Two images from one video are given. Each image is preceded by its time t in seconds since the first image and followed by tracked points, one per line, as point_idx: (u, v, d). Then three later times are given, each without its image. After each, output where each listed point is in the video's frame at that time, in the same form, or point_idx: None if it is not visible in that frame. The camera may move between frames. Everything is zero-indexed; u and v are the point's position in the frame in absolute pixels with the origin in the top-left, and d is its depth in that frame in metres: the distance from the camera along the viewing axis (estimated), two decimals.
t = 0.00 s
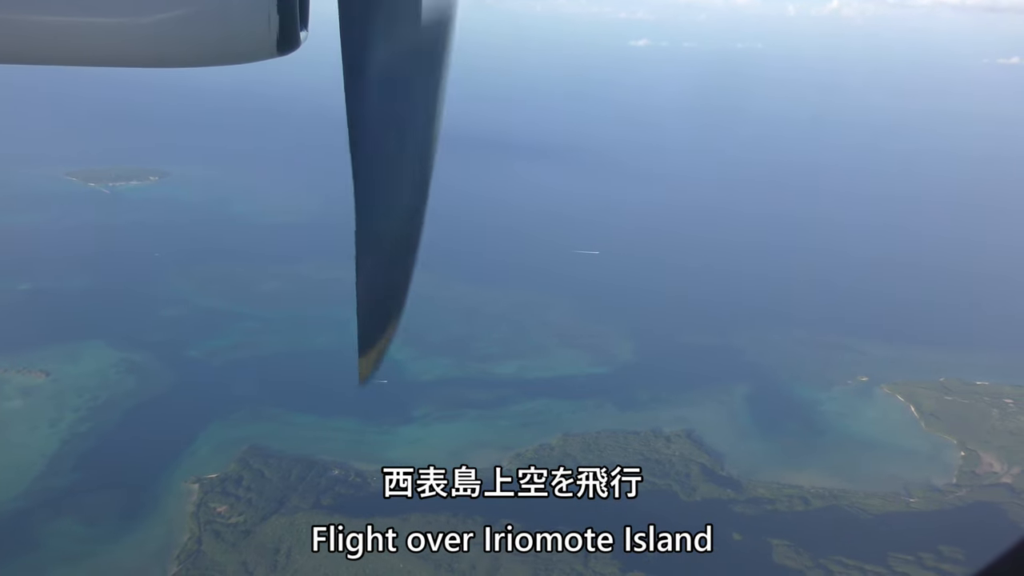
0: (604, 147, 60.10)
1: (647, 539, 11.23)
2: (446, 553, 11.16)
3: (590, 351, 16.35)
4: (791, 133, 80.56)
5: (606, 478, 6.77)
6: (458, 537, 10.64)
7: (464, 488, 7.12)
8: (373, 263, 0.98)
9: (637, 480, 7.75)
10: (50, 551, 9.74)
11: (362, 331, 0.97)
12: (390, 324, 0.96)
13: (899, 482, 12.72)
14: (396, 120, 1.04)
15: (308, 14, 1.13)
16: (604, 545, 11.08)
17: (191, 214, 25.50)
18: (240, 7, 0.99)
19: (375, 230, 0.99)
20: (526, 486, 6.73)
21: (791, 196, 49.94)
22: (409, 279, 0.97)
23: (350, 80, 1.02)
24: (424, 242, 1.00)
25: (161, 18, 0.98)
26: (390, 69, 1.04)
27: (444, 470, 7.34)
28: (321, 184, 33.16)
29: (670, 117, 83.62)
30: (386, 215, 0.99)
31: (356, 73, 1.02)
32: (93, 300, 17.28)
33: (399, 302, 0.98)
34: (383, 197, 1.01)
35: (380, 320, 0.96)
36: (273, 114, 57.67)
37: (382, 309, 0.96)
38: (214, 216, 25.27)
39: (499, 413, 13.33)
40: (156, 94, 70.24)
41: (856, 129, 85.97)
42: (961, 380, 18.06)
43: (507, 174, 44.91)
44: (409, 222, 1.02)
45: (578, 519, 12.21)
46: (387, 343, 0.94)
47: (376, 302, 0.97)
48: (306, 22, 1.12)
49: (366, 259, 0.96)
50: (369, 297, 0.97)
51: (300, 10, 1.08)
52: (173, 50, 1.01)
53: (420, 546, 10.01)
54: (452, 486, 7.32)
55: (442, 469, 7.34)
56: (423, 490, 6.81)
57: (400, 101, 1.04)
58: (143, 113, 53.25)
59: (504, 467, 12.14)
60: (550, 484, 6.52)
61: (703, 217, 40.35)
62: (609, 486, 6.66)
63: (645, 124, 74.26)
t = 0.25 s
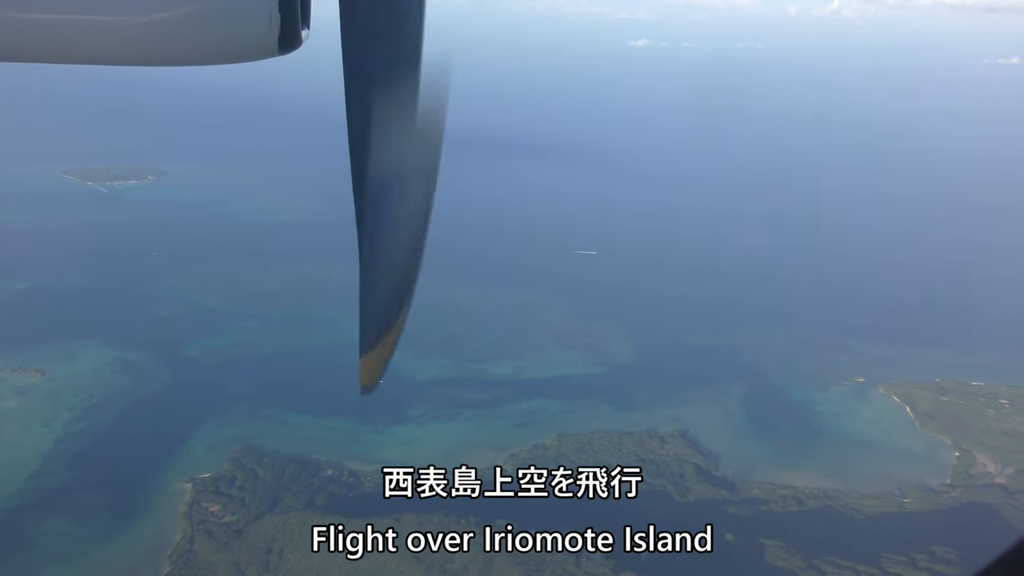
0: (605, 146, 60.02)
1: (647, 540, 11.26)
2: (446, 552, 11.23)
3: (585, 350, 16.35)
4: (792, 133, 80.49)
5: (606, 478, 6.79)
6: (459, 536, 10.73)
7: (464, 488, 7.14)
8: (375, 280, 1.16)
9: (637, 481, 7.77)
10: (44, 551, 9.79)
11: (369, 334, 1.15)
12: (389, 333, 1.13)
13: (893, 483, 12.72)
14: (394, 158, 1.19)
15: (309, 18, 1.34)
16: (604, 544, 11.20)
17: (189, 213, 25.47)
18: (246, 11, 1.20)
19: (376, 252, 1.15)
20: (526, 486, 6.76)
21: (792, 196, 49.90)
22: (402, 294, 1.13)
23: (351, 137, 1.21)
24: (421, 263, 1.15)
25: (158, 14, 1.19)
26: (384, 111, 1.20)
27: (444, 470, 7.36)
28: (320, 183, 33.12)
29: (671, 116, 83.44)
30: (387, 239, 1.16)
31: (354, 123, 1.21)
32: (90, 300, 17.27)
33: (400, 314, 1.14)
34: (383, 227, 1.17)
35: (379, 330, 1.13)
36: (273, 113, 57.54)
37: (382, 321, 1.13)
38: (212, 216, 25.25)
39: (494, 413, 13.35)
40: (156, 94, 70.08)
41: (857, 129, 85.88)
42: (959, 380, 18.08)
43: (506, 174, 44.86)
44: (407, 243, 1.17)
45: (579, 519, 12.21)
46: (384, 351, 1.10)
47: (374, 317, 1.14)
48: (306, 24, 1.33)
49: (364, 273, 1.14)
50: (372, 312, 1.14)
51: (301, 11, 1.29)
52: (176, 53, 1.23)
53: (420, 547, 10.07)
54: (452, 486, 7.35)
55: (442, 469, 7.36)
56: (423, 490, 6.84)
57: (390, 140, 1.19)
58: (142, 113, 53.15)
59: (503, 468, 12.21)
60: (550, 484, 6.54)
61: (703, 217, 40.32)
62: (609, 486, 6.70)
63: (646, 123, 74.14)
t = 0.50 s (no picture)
0: (604, 147, 60.11)
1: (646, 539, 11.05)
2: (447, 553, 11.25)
3: (580, 352, 16.38)
4: (792, 134, 80.62)
5: (606, 478, 6.81)
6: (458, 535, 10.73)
7: (464, 488, 7.14)
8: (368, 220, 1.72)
9: (637, 480, 7.78)
10: (35, 551, 9.79)
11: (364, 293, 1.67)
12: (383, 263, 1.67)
13: (888, 484, 12.72)
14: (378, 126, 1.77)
15: (304, 19, 1.76)
16: (604, 544, 11.12)
17: (186, 214, 25.49)
18: (245, 14, 1.60)
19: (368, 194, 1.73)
20: (526, 486, 6.79)
21: (791, 197, 49.97)
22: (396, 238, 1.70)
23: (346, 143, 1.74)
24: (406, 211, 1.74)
25: (157, 18, 1.59)
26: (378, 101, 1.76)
27: (444, 470, 7.37)
28: (318, 184, 33.18)
29: (670, 117, 83.55)
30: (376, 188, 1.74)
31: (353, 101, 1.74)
32: (86, 301, 17.28)
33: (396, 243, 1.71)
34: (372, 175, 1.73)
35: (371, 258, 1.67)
36: (273, 115, 57.60)
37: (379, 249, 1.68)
38: (210, 217, 25.26)
39: (488, 415, 13.36)
40: (155, 95, 70.19)
41: (856, 131, 86.03)
42: (956, 381, 18.11)
43: (505, 175, 44.94)
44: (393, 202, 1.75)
45: (578, 519, 12.21)
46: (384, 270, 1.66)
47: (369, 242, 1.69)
48: (302, 24, 1.75)
49: (358, 217, 1.70)
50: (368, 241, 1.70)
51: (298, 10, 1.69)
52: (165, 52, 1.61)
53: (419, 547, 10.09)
54: (453, 485, 7.35)
55: (442, 469, 7.37)
56: (423, 490, 6.85)
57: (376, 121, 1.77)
58: (141, 114, 53.23)
59: (504, 468, 12.26)
60: (551, 484, 6.56)
61: (702, 218, 40.37)
62: (609, 486, 6.72)
63: (645, 124, 74.23)
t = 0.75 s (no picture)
0: (603, 152, 60.17)
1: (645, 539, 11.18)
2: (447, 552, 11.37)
3: (576, 356, 16.36)
4: (791, 138, 80.74)
5: (606, 478, 6.87)
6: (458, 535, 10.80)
7: (464, 488, 7.17)
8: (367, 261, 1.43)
9: (637, 481, 7.81)
10: (28, 558, 9.81)
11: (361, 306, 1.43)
12: (379, 304, 1.41)
13: (883, 490, 12.74)
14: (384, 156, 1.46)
15: (308, 29, 1.43)
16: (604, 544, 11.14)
17: (184, 219, 25.51)
18: (237, 20, 1.24)
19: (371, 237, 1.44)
20: (526, 486, 6.83)
21: (790, 201, 50.02)
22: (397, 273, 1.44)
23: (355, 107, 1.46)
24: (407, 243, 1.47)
25: (155, 22, 1.24)
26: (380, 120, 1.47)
27: (444, 471, 7.40)
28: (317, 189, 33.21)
29: (669, 122, 83.65)
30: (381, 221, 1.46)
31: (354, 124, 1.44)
32: (83, 306, 17.29)
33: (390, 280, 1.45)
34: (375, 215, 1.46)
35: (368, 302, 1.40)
36: (273, 119, 57.69)
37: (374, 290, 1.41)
38: (208, 222, 25.29)
39: (482, 419, 13.33)
40: (155, 100, 70.24)
41: (855, 135, 86.18)
42: (952, 385, 18.15)
43: (504, 180, 44.97)
44: (395, 230, 1.49)
45: (576, 520, 12.27)
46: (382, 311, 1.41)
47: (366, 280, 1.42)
48: (305, 30, 1.40)
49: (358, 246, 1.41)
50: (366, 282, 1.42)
51: (298, 14, 1.35)
52: (165, 59, 1.28)
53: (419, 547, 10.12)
54: (453, 486, 7.37)
55: (442, 469, 7.40)
56: (423, 490, 6.89)
57: (385, 137, 1.47)
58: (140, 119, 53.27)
59: (505, 467, 12.38)
60: (550, 484, 6.59)
61: (701, 222, 40.41)
62: (608, 486, 6.78)
63: (645, 129, 74.30)
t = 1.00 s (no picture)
0: (602, 155, 60.23)
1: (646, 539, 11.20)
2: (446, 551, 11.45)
3: (571, 359, 16.32)
4: (790, 141, 80.86)
5: (606, 479, 6.87)
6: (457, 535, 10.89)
7: (464, 488, 7.17)
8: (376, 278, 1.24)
9: (637, 481, 7.81)
10: (20, 561, 9.79)
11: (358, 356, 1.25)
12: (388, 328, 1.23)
13: (878, 493, 12.70)
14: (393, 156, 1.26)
15: (311, 30, 1.29)
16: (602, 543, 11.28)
17: (181, 222, 25.49)
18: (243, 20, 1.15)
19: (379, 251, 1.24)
20: (526, 486, 6.83)
21: (788, 204, 50.07)
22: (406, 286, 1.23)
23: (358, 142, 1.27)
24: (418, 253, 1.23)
25: (153, 24, 1.16)
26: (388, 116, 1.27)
27: (444, 471, 7.41)
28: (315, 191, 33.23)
29: (667, 125, 83.73)
30: (386, 231, 1.24)
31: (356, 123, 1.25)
32: (79, 309, 17.26)
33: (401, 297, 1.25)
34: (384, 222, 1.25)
35: (374, 324, 1.23)
36: (272, 122, 57.76)
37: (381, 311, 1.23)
38: (205, 225, 25.28)
39: (477, 422, 13.29)
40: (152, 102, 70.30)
41: (854, 138, 86.30)
42: (949, 388, 18.17)
43: (501, 182, 44.99)
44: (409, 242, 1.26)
45: (576, 520, 12.24)
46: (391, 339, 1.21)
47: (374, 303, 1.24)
48: (308, 36, 1.28)
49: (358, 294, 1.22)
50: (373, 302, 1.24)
51: (301, 21, 1.24)
52: (169, 63, 1.20)
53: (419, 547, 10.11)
54: (453, 486, 7.39)
55: (442, 469, 7.41)
56: (423, 490, 6.89)
57: (391, 137, 1.26)
58: (138, 122, 53.31)
59: (504, 467, 12.50)
60: (550, 484, 6.57)
61: (699, 224, 40.44)
62: (608, 486, 6.80)
63: (643, 132, 74.39)
